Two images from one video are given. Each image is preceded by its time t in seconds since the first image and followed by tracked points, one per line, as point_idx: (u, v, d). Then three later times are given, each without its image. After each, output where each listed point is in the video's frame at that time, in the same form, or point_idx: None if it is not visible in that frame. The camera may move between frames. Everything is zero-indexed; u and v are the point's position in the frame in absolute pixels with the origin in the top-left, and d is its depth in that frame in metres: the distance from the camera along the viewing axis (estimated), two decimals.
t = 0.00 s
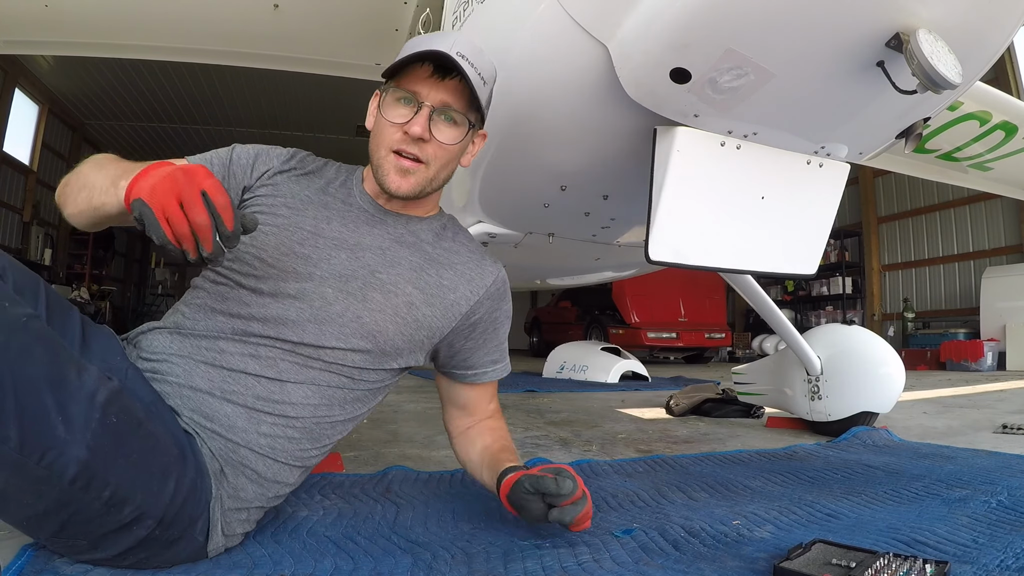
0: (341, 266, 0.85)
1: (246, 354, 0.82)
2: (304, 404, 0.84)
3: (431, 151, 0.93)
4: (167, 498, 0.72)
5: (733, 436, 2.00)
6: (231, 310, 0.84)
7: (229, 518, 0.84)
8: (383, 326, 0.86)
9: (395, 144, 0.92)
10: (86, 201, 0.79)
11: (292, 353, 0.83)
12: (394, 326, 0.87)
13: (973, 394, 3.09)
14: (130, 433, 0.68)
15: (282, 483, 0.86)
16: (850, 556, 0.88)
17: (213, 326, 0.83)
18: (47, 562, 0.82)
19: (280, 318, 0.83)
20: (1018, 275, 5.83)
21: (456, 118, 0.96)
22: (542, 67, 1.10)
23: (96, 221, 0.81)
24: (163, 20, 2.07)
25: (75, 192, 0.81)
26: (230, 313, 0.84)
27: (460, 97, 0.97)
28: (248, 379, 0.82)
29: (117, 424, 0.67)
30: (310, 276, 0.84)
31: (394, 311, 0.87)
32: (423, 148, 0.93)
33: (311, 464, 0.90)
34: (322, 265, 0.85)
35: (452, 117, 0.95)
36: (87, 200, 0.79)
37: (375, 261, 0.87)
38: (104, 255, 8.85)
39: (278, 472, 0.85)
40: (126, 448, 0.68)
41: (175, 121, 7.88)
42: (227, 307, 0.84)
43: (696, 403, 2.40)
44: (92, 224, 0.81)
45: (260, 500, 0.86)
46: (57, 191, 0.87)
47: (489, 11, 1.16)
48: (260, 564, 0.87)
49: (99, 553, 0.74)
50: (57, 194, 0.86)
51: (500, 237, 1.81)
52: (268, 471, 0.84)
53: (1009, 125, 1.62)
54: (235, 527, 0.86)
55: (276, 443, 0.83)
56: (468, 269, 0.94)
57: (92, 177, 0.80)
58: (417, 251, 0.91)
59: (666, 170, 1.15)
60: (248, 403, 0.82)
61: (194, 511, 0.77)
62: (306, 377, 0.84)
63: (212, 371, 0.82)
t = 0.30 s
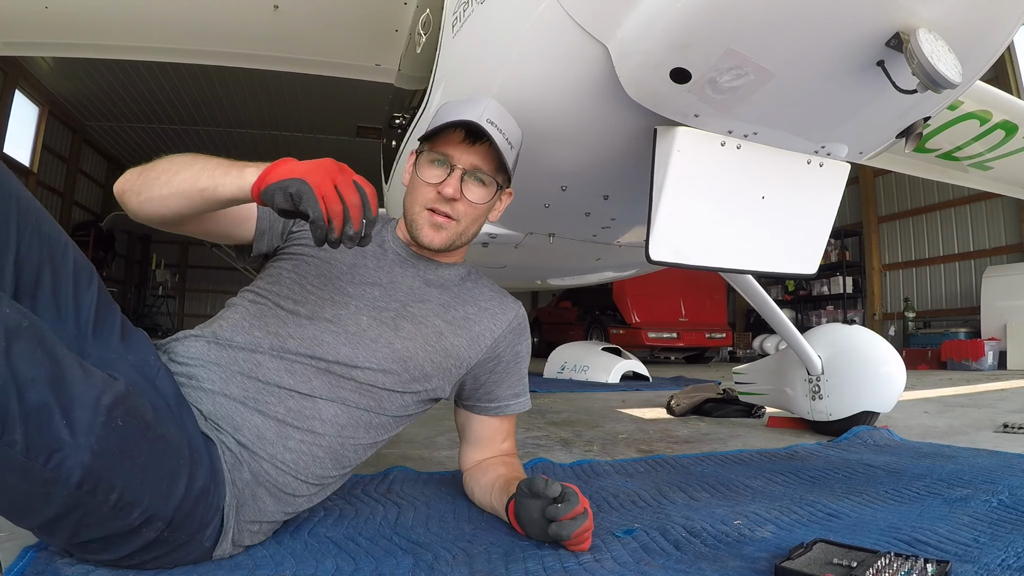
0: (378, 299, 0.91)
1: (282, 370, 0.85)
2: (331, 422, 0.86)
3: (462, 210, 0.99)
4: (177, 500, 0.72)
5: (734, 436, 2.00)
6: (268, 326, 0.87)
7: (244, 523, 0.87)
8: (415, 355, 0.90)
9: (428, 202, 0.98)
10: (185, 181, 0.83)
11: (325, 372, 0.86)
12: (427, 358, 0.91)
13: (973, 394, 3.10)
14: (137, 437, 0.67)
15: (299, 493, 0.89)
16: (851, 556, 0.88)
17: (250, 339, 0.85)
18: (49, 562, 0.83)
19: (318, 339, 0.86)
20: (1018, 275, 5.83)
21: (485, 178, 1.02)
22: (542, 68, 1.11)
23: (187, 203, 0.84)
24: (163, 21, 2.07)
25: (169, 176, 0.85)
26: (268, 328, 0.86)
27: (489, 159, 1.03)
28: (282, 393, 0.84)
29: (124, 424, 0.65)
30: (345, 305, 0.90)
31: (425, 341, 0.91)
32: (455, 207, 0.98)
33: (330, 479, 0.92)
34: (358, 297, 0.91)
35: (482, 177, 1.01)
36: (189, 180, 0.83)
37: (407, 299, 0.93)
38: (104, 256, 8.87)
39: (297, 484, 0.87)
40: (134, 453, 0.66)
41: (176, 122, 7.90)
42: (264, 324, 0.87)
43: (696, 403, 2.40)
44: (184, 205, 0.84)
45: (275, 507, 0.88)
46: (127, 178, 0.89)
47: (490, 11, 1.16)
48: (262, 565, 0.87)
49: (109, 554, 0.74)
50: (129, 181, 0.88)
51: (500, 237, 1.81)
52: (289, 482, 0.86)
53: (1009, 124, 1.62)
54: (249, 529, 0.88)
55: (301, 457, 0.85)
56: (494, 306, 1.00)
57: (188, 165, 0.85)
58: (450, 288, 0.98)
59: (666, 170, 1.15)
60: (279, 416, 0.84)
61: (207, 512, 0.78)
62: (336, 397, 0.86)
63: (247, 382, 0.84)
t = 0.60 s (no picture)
0: (400, 312, 0.96)
1: (322, 378, 0.86)
2: (368, 429, 0.88)
3: (480, 223, 1.05)
4: (208, 528, 0.73)
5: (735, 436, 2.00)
6: (302, 337, 0.89)
7: (273, 533, 0.86)
8: (444, 354, 0.94)
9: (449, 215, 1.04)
10: (231, 222, 0.85)
11: (363, 379, 0.88)
12: (458, 360, 0.95)
13: (975, 393, 3.09)
14: (173, 482, 0.66)
15: (329, 500, 0.89)
16: (853, 556, 0.88)
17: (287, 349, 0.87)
18: (50, 563, 0.82)
19: (354, 348, 0.89)
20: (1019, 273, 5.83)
21: (502, 202, 1.10)
22: (542, 69, 1.11)
23: (235, 245, 0.86)
24: (164, 23, 2.08)
25: (212, 216, 0.87)
26: (302, 340, 0.89)
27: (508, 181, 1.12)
28: (323, 402, 0.86)
29: (162, 474, 0.65)
30: (372, 316, 0.94)
31: (452, 344, 0.95)
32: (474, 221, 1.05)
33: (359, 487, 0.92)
34: (384, 308, 0.96)
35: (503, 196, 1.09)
36: (235, 220, 0.85)
37: (432, 309, 0.98)
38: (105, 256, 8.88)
39: (331, 492, 0.87)
40: (171, 496, 0.66)
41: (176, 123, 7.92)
42: (298, 335, 0.89)
43: (697, 403, 2.40)
44: (231, 244, 0.85)
45: (304, 517, 0.88)
46: (160, 219, 0.90)
47: (490, 10, 1.16)
48: (264, 566, 0.87)
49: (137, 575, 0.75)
50: (163, 222, 0.89)
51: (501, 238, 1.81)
52: (324, 490, 0.86)
53: (1009, 123, 1.62)
54: (273, 538, 0.87)
55: (339, 465, 0.86)
56: (508, 303, 1.06)
57: (228, 204, 0.87)
58: (457, 293, 1.03)
59: (667, 170, 1.15)
60: (320, 425, 0.85)
61: (233, 521, 0.77)
62: (373, 403, 0.88)
63: (288, 393, 0.85)
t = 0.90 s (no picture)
0: (403, 313, 0.96)
1: (325, 381, 0.87)
2: (371, 432, 0.88)
3: (510, 214, 1.07)
4: (212, 523, 0.73)
5: (736, 436, 2.00)
6: (305, 341, 0.89)
7: (273, 536, 0.85)
8: (446, 356, 0.94)
9: (483, 197, 1.07)
10: (262, 214, 0.87)
11: (365, 382, 0.89)
12: (460, 361, 0.95)
13: (977, 393, 3.10)
14: (175, 475, 0.66)
15: (331, 504, 0.89)
16: (855, 555, 0.88)
17: (290, 354, 0.88)
18: (52, 565, 0.83)
19: (357, 351, 0.90)
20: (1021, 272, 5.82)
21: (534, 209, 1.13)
22: (542, 70, 1.11)
23: (268, 237, 0.87)
24: (164, 25, 2.08)
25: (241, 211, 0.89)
26: (306, 344, 0.89)
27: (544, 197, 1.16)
28: (326, 405, 0.86)
29: (164, 466, 0.65)
30: (376, 317, 0.94)
31: (455, 345, 0.95)
32: (506, 210, 1.07)
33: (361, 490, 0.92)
34: (389, 310, 0.96)
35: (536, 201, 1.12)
36: (267, 212, 0.87)
37: (434, 310, 0.98)
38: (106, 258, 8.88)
39: (332, 495, 0.88)
40: (174, 490, 0.66)
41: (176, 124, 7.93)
42: (301, 339, 0.90)
43: (699, 403, 2.40)
44: (262, 236, 0.87)
45: (305, 521, 0.88)
46: (184, 224, 0.92)
47: (490, 11, 1.16)
48: (266, 567, 0.88)
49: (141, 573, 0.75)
50: (189, 225, 0.92)
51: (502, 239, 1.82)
52: (324, 492, 0.86)
53: (1010, 122, 1.62)
54: (273, 542, 0.87)
55: (341, 467, 0.86)
56: (511, 304, 1.05)
57: (255, 200, 0.89)
58: (468, 296, 1.03)
59: (668, 170, 1.15)
60: (323, 426, 0.85)
61: (234, 522, 0.76)
62: (375, 406, 0.89)
63: (291, 395, 0.85)
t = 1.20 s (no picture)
0: (411, 313, 0.96)
1: (330, 383, 0.87)
2: (376, 434, 0.88)
3: (528, 216, 1.13)
4: (210, 529, 0.73)
5: (738, 436, 2.00)
6: (310, 343, 0.89)
7: (275, 538, 0.85)
8: (451, 355, 0.94)
9: (501, 200, 1.13)
10: (311, 162, 0.90)
11: (370, 383, 0.88)
12: (466, 361, 0.94)
13: (979, 392, 3.10)
14: (172, 482, 0.66)
15: (333, 506, 0.89)
16: (856, 555, 0.88)
17: (294, 356, 0.88)
18: (53, 567, 0.83)
19: (362, 352, 0.90)
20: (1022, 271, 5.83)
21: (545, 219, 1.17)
22: (543, 71, 1.11)
23: (318, 186, 0.89)
24: (164, 26, 2.08)
25: (287, 163, 0.91)
26: (310, 346, 0.89)
27: (554, 207, 1.21)
28: (331, 407, 0.86)
29: (161, 474, 0.65)
30: (383, 316, 0.95)
31: (461, 346, 0.95)
32: (524, 211, 1.13)
33: (363, 492, 0.92)
34: (395, 310, 0.96)
35: (548, 210, 1.18)
36: (317, 159, 0.90)
37: (441, 309, 0.98)
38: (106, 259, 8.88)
39: (335, 497, 0.87)
40: (171, 497, 0.66)
41: (176, 126, 7.93)
42: (306, 341, 0.90)
43: (701, 403, 2.40)
44: (310, 182, 0.89)
45: (306, 523, 0.87)
46: (221, 186, 0.93)
47: (490, 12, 1.16)
48: (268, 569, 0.88)
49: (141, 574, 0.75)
50: (225, 186, 0.92)
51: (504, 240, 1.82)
52: (327, 494, 0.86)
53: (1010, 122, 1.62)
54: (274, 544, 0.87)
55: (344, 471, 0.86)
56: (517, 306, 1.05)
57: (298, 155, 0.92)
58: (475, 297, 1.03)
59: (669, 170, 1.15)
60: (328, 429, 0.85)
61: (232, 525, 0.76)
62: (380, 407, 0.88)
63: (296, 398, 0.85)
